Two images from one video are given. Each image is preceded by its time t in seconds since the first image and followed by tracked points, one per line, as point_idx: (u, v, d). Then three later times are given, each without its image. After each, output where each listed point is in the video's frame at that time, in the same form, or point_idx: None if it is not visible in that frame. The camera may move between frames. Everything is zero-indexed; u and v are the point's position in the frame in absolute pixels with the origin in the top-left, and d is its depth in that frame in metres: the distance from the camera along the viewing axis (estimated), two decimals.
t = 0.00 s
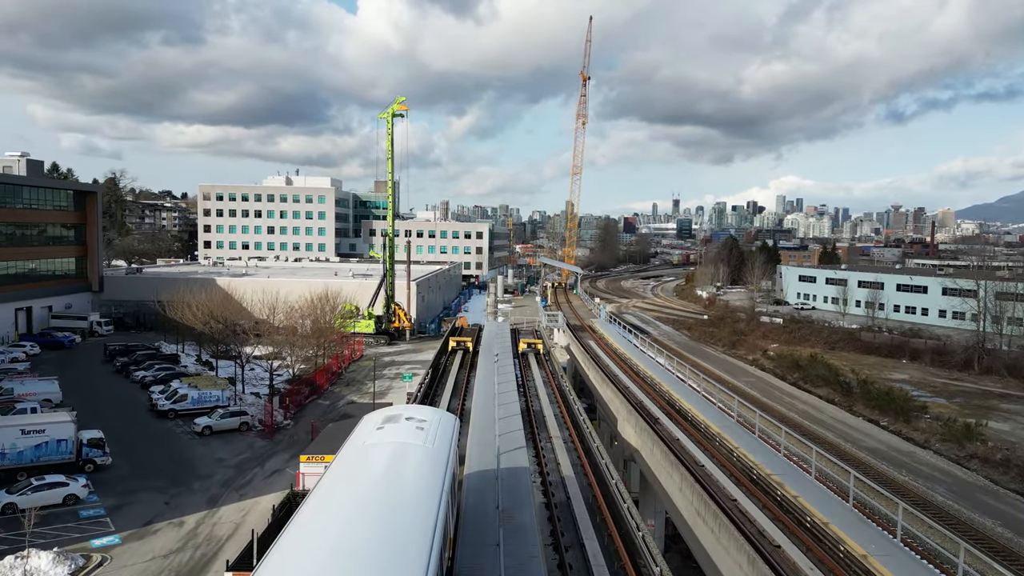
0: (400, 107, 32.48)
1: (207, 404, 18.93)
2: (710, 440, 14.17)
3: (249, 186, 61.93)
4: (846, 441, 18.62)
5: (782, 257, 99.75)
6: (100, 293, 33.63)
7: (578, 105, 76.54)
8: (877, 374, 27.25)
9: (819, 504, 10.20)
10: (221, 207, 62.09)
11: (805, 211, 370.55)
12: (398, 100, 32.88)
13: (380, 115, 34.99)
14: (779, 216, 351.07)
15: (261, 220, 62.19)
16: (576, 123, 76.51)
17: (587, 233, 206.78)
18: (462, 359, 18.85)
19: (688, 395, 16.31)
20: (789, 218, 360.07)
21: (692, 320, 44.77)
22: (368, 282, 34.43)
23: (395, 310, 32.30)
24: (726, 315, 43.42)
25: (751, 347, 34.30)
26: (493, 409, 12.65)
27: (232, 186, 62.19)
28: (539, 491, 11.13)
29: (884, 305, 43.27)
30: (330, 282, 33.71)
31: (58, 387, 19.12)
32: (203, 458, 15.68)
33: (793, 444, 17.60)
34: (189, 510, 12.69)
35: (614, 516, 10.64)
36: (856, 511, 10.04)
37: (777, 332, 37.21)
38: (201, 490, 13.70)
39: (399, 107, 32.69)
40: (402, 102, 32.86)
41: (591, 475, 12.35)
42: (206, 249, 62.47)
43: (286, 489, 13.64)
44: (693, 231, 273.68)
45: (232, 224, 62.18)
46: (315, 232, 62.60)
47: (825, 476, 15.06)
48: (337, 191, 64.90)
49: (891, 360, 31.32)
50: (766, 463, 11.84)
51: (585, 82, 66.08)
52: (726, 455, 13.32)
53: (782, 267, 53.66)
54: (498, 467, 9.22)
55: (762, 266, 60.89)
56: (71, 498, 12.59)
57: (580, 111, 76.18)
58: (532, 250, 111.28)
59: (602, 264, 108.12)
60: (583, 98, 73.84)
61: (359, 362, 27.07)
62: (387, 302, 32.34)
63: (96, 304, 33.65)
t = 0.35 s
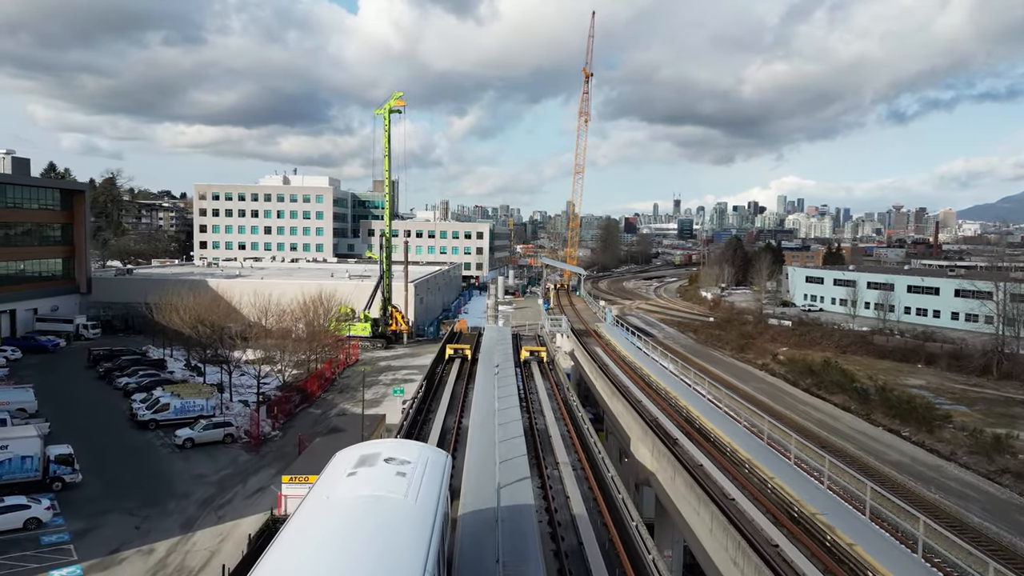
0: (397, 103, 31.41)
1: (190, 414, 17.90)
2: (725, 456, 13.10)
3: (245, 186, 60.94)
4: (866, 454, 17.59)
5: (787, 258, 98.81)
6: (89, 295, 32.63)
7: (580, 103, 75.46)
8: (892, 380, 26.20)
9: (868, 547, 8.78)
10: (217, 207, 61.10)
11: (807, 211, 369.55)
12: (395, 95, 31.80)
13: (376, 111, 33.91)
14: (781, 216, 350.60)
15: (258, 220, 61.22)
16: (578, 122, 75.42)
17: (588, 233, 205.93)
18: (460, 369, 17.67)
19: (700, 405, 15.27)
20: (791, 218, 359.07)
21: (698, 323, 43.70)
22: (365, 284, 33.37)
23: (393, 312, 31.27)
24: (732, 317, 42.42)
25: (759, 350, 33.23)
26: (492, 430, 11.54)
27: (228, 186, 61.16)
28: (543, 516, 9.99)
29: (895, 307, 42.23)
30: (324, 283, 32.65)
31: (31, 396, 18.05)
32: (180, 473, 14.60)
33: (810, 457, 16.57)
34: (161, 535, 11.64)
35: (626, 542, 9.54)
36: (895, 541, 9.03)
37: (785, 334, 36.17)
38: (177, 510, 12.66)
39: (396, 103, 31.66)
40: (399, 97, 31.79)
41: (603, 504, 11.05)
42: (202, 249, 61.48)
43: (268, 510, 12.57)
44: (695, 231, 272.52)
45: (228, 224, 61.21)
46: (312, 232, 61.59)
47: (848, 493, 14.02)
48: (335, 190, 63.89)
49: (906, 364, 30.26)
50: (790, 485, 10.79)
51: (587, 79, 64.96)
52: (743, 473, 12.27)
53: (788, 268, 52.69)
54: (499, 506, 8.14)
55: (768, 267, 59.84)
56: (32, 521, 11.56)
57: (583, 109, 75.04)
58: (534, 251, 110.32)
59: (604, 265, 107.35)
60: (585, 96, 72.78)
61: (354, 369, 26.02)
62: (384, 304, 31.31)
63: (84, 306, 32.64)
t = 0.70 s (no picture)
0: (394, 98, 30.32)
1: (170, 426, 16.80)
2: (753, 483, 11.78)
3: (241, 185, 59.86)
4: (898, 472, 16.27)
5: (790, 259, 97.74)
6: (76, 298, 31.62)
7: (582, 101, 74.33)
8: (910, 386, 25.08)
9: None
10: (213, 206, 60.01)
11: (809, 211, 368.02)
12: (392, 90, 30.71)
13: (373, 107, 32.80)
14: (782, 216, 349.41)
15: (255, 220, 60.14)
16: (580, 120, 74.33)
17: (589, 233, 204.83)
18: (458, 381, 16.34)
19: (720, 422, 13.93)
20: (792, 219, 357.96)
21: (704, 325, 42.60)
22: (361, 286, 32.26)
23: (390, 315, 30.11)
24: (740, 320, 41.26)
25: (769, 354, 32.15)
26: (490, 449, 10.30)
27: (224, 185, 60.09)
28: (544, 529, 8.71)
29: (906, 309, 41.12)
30: (319, 285, 31.55)
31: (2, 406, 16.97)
32: (156, 492, 13.52)
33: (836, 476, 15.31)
34: (129, 565, 10.57)
35: (632, 554, 8.20)
36: None
37: (796, 338, 35.02)
38: (147, 536, 11.57)
39: (393, 98, 30.54)
40: (396, 92, 30.69)
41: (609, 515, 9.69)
42: (198, 250, 60.43)
43: (247, 537, 11.45)
44: (697, 231, 271.23)
45: (224, 224, 60.14)
46: (310, 232, 60.50)
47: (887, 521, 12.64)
48: (333, 190, 62.81)
49: (922, 370, 29.15)
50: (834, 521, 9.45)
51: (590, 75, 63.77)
52: (775, 504, 10.94)
53: (795, 269, 51.62)
54: (499, 561, 6.80)
55: (773, 268, 58.70)
56: None
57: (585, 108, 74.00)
58: (535, 251, 109.18)
59: (605, 265, 106.27)
60: (588, 95, 71.74)
61: (348, 375, 24.91)
62: (381, 307, 30.20)
63: (71, 309, 31.55)
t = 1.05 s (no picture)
0: (391, 92, 29.25)
1: (149, 439, 15.78)
2: (798, 527, 9.77)
3: (237, 184, 58.79)
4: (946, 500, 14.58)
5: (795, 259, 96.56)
6: (63, 299, 30.37)
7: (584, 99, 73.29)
8: (929, 392, 23.95)
9: None
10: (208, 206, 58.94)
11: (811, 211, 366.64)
12: (388, 85, 29.63)
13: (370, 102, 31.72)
14: (784, 217, 348.16)
15: (251, 220, 59.08)
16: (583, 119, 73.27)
17: (590, 233, 203.66)
18: (456, 395, 15.14)
19: (749, 443, 12.09)
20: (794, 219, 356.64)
21: (710, 328, 41.52)
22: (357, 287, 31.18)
23: (386, 318, 29.04)
24: (748, 322, 40.14)
25: (779, 358, 31.06)
26: (489, 476, 9.30)
27: (220, 184, 59.00)
28: None
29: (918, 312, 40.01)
30: (313, 286, 30.46)
31: None
32: (127, 514, 12.48)
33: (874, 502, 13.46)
34: None
35: None
36: None
37: (806, 341, 33.91)
38: (110, 568, 10.48)
39: (390, 93, 29.47)
40: (392, 87, 29.61)
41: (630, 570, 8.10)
42: (193, 250, 59.36)
43: (220, 569, 10.37)
44: (698, 231, 270.03)
45: (220, 224, 59.09)
46: (307, 232, 59.44)
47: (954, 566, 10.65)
48: (331, 189, 61.74)
49: (939, 375, 28.04)
50: None
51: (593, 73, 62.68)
52: (827, 554, 8.94)
53: (802, 270, 50.50)
54: None
55: (779, 269, 57.56)
56: None
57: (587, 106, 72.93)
58: (536, 252, 108.03)
59: (607, 266, 105.10)
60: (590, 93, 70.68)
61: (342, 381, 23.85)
62: (377, 310, 29.13)
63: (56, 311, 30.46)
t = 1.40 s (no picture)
0: (387, 88, 28.17)
1: (124, 453, 14.74)
2: (835, 562, 8.06)
3: (234, 184, 57.77)
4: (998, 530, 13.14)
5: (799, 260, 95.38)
6: (48, 302, 29.27)
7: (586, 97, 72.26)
8: (951, 400, 22.81)
9: None
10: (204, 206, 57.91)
11: (814, 211, 365.22)
12: (385, 80, 28.56)
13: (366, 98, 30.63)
14: (785, 218, 347.19)
15: (248, 220, 58.06)
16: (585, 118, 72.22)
17: (591, 233, 202.53)
18: (452, 412, 13.63)
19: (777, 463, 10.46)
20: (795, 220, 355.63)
21: (717, 330, 40.41)
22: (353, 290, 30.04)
23: (383, 321, 27.94)
24: (756, 324, 39.01)
25: (790, 363, 29.93)
26: (488, 519, 7.43)
27: (216, 184, 57.97)
28: None
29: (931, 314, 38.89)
30: (307, 289, 29.35)
31: None
32: (91, 540, 11.38)
33: (929, 538, 11.29)
34: None
35: None
36: None
37: (817, 344, 32.78)
38: None
39: (386, 87, 28.39)
40: (389, 81, 28.55)
41: None
42: (189, 250, 58.35)
43: None
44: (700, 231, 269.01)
45: (216, 224, 58.06)
46: (305, 232, 58.40)
47: None
48: (329, 188, 60.68)
49: (957, 381, 26.91)
50: None
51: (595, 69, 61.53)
52: None
53: (809, 271, 49.45)
54: None
55: (785, 270, 56.52)
56: None
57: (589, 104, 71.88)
58: (536, 253, 107.04)
59: (609, 267, 104.19)
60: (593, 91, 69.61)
61: (335, 389, 22.71)
62: (373, 313, 28.03)
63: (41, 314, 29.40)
